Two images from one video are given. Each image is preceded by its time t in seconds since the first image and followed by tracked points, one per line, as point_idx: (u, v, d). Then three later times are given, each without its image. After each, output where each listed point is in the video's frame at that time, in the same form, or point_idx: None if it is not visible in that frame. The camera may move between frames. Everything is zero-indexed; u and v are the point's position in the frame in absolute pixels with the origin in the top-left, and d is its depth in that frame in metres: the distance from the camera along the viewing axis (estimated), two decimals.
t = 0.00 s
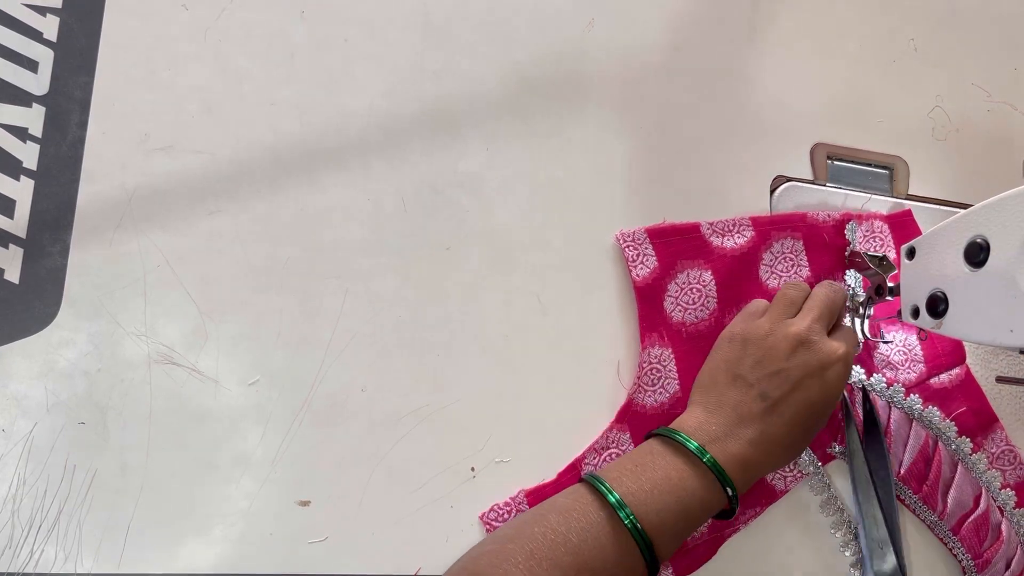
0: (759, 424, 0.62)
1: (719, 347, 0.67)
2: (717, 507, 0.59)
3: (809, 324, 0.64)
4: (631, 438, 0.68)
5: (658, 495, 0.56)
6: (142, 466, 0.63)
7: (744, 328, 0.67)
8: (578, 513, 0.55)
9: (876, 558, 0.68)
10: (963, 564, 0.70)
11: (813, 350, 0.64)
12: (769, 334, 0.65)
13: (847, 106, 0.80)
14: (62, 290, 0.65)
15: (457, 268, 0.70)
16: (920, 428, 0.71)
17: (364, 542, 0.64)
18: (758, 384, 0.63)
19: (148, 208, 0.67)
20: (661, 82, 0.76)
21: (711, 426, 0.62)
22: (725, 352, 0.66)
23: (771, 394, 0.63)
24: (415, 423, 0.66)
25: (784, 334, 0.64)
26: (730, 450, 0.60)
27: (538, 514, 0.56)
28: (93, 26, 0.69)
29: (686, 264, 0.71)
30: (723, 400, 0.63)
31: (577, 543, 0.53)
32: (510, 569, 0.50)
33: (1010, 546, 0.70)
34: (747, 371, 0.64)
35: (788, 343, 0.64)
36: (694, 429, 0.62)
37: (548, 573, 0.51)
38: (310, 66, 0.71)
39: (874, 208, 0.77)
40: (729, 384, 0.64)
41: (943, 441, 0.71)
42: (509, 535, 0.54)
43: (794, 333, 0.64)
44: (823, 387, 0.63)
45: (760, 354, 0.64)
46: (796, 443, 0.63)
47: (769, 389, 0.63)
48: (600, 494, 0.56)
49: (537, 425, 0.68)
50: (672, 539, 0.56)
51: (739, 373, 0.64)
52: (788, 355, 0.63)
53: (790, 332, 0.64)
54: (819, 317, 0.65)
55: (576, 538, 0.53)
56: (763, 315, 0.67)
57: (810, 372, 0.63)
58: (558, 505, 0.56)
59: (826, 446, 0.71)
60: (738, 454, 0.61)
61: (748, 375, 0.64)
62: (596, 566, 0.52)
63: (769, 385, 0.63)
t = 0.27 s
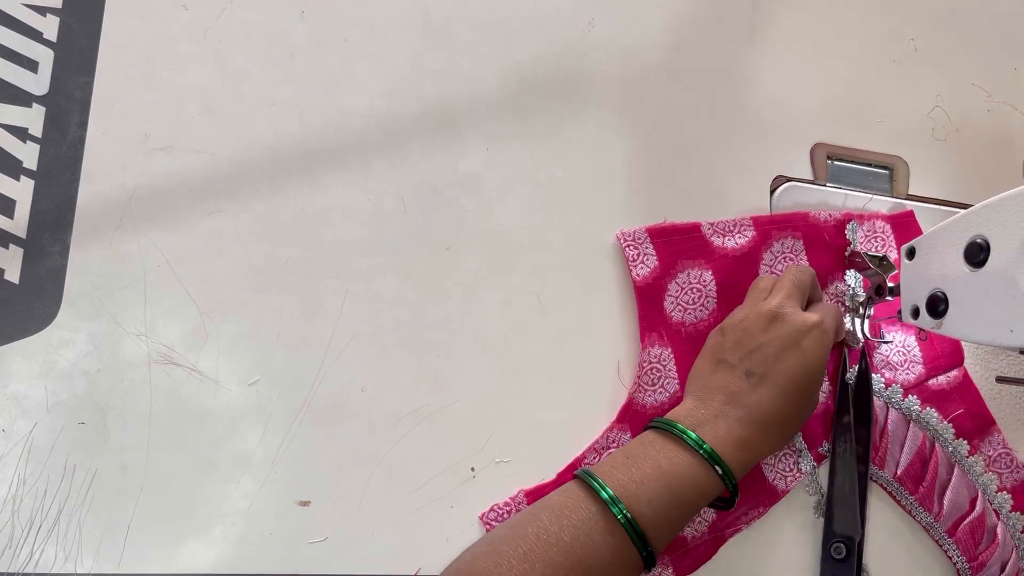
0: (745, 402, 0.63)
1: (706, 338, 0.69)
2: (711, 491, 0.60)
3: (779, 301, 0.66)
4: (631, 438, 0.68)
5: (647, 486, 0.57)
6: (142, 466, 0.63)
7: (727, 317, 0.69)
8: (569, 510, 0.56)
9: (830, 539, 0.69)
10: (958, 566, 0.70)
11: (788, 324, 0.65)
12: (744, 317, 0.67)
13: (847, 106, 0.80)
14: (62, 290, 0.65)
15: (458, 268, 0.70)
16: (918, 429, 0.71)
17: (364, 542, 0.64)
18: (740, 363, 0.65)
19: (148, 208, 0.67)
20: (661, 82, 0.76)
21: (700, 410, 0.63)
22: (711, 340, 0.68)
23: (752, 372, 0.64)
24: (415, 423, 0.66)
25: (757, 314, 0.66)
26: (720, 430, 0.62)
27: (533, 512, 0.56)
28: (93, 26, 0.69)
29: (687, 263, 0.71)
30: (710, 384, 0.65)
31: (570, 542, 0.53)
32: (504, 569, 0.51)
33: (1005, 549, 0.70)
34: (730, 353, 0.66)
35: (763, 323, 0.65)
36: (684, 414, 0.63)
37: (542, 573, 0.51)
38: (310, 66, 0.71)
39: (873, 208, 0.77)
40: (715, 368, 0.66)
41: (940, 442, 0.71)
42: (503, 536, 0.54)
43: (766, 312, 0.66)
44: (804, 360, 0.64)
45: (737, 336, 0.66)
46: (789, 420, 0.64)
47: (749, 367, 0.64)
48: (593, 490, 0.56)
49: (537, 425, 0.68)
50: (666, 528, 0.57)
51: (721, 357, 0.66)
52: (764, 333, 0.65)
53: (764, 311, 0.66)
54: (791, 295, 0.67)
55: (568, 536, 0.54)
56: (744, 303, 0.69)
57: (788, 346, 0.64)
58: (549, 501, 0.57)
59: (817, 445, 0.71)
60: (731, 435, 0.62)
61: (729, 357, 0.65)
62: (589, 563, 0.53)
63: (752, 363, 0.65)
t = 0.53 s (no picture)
0: (737, 394, 0.63)
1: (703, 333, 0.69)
2: (707, 483, 0.60)
3: (770, 291, 0.66)
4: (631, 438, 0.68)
5: (643, 481, 0.57)
6: (142, 466, 0.63)
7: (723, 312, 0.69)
8: (566, 509, 0.56)
9: (826, 543, 0.69)
10: (958, 566, 0.70)
11: (781, 314, 0.65)
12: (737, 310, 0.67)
13: (847, 106, 0.80)
14: (62, 290, 0.65)
15: (458, 268, 0.70)
16: (918, 429, 0.71)
17: (364, 542, 0.64)
18: (734, 354, 0.65)
19: (148, 208, 0.67)
20: (661, 81, 0.76)
21: (693, 403, 0.63)
22: (707, 334, 0.68)
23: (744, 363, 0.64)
24: (415, 423, 0.66)
25: (750, 305, 0.66)
26: (712, 421, 0.62)
27: (531, 512, 0.56)
28: (92, 25, 0.69)
29: (686, 263, 0.71)
30: (704, 377, 0.65)
31: (569, 541, 0.53)
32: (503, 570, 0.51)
33: (1005, 549, 0.70)
34: (722, 345, 0.66)
35: (754, 314, 0.66)
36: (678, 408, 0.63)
37: (541, 573, 0.51)
38: (311, 66, 0.71)
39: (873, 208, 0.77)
40: (709, 361, 0.66)
41: (941, 442, 0.71)
42: (502, 537, 0.54)
43: (757, 303, 0.66)
44: (798, 350, 0.64)
45: (730, 329, 0.66)
46: (786, 408, 0.64)
47: (742, 358, 0.65)
48: (590, 488, 0.56)
49: (537, 425, 0.68)
50: (663, 522, 0.57)
51: (715, 350, 0.66)
52: (757, 323, 0.65)
53: (755, 302, 0.66)
54: (784, 288, 0.67)
55: (567, 535, 0.54)
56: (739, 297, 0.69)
57: (780, 336, 0.64)
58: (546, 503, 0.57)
59: (817, 445, 0.71)
60: (726, 423, 0.62)
61: (722, 349, 0.66)
62: (587, 563, 0.53)
63: (745, 354, 0.65)
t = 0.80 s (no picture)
0: (736, 394, 0.63)
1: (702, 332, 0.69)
2: (706, 483, 0.60)
3: (770, 292, 0.66)
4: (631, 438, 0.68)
5: (642, 482, 0.57)
6: (142, 466, 0.63)
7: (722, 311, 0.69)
8: (566, 510, 0.56)
9: (826, 541, 0.69)
10: (959, 566, 0.70)
11: (780, 315, 0.65)
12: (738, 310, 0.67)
13: (847, 106, 0.80)
14: (62, 290, 0.65)
15: (458, 268, 0.70)
16: (918, 429, 0.71)
17: (364, 542, 0.64)
18: (733, 354, 0.65)
19: (148, 208, 0.67)
20: (661, 81, 0.76)
21: (693, 404, 0.63)
22: (706, 334, 0.68)
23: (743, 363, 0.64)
24: (415, 423, 0.66)
25: (750, 305, 0.66)
26: (711, 422, 0.62)
27: (530, 514, 0.56)
28: (92, 25, 0.69)
29: (686, 263, 0.71)
30: (704, 377, 0.65)
31: (568, 543, 0.53)
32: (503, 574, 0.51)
33: (1006, 550, 0.70)
34: (722, 345, 0.66)
35: (754, 314, 0.66)
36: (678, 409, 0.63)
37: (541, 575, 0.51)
38: (311, 66, 0.71)
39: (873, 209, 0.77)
40: (708, 361, 0.66)
41: (940, 442, 0.71)
42: (502, 538, 0.54)
43: (757, 303, 0.66)
44: (797, 351, 0.64)
45: (730, 329, 0.66)
46: (784, 409, 0.64)
47: (741, 358, 0.65)
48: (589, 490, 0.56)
49: (537, 425, 0.68)
50: (662, 522, 0.57)
51: (715, 350, 0.66)
52: (757, 323, 0.65)
53: (756, 303, 0.66)
54: (784, 289, 0.67)
55: (566, 537, 0.54)
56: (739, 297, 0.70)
57: (779, 336, 0.64)
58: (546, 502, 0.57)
59: (817, 445, 0.71)
60: (725, 423, 0.62)
61: (722, 349, 0.66)
62: (587, 565, 0.53)
63: (744, 354, 0.65)
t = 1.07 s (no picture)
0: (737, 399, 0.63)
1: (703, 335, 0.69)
2: (706, 486, 0.60)
3: (771, 297, 0.66)
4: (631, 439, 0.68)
5: (642, 486, 0.57)
6: (142, 466, 0.63)
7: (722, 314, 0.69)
8: (566, 514, 0.56)
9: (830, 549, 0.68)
10: (960, 566, 0.70)
11: (780, 318, 0.65)
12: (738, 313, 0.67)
13: (847, 107, 0.80)
14: (62, 290, 0.65)
15: (458, 268, 0.70)
16: (918, 429, 0.71)
17: (364, 542, 0.64)
18: (733, 357, 0.65)
19: (148, 208, 0.67)
20: (661, 81, 0.76)
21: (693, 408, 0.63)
22: (706, 337, 0.68)
23: (744, 367, 0.64)
24: (415, 423, 0.66)
25: (750, 309, 0.66)
26: (711, 427, 0.61)
27: (530, 517, 0.56)
28: (92, 25, 0.69)
29: (686, 264, 0.71)
30: (705, 382, 0.65)
31: (569, 547, 0.53)
32: None
33: (1007, 548, 0.70)
34: (721, 349, 0.66)
35: (754, 318, 0.66)
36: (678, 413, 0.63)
37: None
38: (311, 66, 0.71)
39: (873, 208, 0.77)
40: (709, 365, 0.66)
41: (941, 442, 0.71)
42: (502, 542, 0.54)
43: (757, 307, 0.66)
44: (796, 354, 0.64)
45: (729, 333, 0.66)
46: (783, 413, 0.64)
47: (743, 363, 0.64)
48: (587, 493, 0.56)
49: (536, 426, 0.68)
50: (662, 525, 0.57)
51: (717, 354, 0.66)
52: (758, 326, 0.65)
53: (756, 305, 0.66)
54: (784, 292, 0.67)
55: (567, 542, 0.54)
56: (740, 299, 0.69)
57: (779, 340, 0.64)
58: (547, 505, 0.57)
59: (821, 447, 0.70)
60: (725, 426, 0.62)
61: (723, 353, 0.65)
62: (587, 569, 0.53)
63: (745, 357, 0.65)
